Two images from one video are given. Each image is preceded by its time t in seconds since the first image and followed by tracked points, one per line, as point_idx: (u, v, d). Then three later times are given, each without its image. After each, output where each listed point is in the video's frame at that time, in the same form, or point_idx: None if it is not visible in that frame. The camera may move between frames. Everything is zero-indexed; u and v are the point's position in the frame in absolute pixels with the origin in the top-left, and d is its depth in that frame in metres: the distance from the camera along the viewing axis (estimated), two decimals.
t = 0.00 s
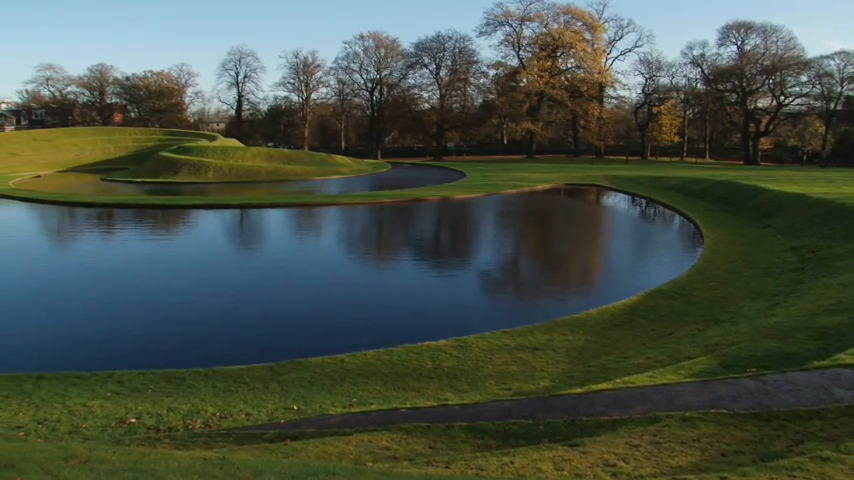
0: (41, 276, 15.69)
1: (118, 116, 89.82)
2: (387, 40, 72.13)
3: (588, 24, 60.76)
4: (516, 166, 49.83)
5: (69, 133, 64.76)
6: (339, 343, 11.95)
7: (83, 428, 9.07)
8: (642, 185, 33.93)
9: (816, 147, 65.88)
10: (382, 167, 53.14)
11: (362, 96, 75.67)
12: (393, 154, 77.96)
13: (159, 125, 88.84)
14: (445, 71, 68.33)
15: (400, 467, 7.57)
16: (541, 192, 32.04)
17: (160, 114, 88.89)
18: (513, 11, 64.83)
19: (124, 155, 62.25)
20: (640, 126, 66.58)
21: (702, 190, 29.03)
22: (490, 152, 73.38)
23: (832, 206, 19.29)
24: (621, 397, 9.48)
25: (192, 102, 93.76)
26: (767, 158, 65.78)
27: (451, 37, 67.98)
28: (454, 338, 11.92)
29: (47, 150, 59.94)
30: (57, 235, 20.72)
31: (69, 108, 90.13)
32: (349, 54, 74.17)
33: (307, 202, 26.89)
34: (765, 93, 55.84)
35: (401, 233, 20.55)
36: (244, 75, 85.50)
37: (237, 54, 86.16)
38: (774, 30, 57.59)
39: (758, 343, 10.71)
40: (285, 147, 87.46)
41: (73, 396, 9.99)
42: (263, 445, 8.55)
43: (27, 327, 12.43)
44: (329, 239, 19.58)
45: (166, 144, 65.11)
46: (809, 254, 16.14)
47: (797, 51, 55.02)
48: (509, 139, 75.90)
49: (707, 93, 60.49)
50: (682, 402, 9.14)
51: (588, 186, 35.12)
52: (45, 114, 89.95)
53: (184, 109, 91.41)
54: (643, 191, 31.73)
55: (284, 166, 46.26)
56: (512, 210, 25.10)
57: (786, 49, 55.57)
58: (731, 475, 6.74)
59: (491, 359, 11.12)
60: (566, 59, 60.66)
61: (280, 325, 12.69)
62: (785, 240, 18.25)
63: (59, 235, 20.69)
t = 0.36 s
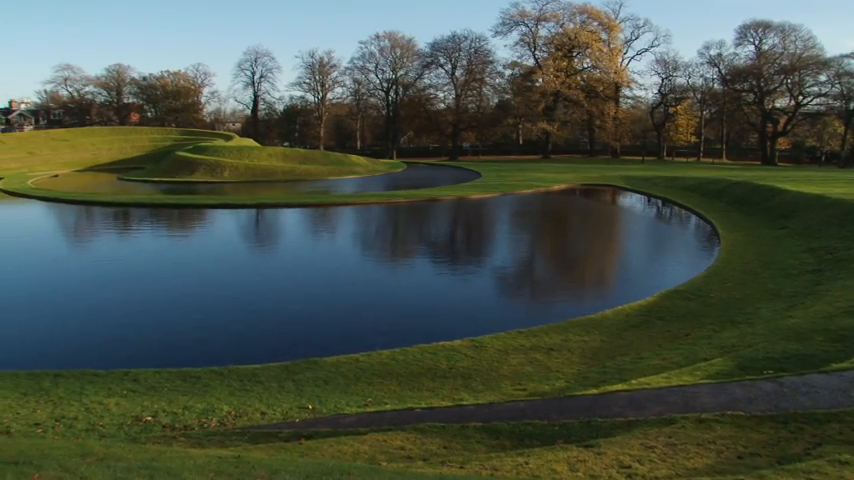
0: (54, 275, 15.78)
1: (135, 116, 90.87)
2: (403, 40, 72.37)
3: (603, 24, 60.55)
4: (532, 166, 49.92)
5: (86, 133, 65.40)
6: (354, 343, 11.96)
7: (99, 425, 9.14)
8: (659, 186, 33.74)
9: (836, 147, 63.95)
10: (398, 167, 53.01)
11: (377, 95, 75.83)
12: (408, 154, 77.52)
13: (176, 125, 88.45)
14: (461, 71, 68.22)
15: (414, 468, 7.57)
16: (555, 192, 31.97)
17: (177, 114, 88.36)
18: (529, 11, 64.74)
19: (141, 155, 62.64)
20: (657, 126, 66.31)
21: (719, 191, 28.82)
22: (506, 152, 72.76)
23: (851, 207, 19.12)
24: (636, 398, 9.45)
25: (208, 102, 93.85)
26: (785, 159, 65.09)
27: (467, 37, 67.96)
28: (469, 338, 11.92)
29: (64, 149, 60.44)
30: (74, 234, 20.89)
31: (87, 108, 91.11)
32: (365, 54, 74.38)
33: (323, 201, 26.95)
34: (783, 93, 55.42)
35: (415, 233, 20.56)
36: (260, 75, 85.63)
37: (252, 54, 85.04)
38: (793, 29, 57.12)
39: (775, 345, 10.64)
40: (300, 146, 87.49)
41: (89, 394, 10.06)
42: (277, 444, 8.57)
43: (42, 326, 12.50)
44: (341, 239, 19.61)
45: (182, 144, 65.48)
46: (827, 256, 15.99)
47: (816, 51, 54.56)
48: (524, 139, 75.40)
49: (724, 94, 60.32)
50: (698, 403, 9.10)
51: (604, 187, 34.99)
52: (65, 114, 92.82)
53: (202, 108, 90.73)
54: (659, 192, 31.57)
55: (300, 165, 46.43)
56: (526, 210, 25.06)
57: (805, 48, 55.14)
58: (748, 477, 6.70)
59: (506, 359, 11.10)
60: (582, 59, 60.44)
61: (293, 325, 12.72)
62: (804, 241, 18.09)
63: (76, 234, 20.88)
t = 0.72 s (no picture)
0: (64, 275, 15.79)
1: (152, 116, 90.95)
2: (418, 40, 72.29)
3: (620, 24, 60.25)
4: (547, 166, 49.89)
5: (104, 132, 65.94)
6: (369, 343, 11.97)
7: (115, 423, 9.19)
8: (675, 186, 33.55)
9: None
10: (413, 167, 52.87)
11: (393, 95, 75.52)
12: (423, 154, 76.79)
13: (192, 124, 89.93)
14: (476, 71, 68.10)
15: (429, 468, 7.57)
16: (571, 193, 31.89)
17: (193, 113, 89.80)
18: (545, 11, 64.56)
19: (158, 154, 63.04)
20: (673, 126, 65.77)
21: (737, 192, 28.62)
22: (521, 152, 72.09)
23: None
24: (652, 399, 9.41)
25: (224, 101, 93.79)
26: (803, 159, 64.32)
27: (483, 37, 67.81)
28: (484, 338, 11.91)
29: (81, 148, 60.89)
30: (90, 232, 21.05)
31: (103, 108, 91.02)
32: (380, 54, 74.39)
33: (338, 201, 26.99)
34: (801, 93, 54.95)
35: (430, 233, 20.55)
36: (276, 76, 85.85)
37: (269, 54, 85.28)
38: (812, 28, 56.51)
39: (792, 347, 10.57)
40: (315, 146, 87.68)
41: (106, 392, 10.11)
42: (292, 443, 8.59)
43: (54, 326, 12.51)
44: (353, 239, 19.62)
45: (198, 143, 65.72)
46: (846, 257, 15.85)
47: (836, 49, 53.92)
48: (540, 139, 74.99)
49: (741, 94, 60.00)
50: (714, 405, 9.05)
51: (620, 187, 34.85)
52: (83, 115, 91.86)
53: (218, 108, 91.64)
54: (676, 193, 31.41)
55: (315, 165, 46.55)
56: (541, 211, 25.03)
57: (824, 48, 54.53)
58: None
59: (521, 360, 11.08)
60: (598, 59, 60.20)
61: (306, 324, 12.74)
62: (822, 242, 17.94)
63: (92, 232, 21.05)
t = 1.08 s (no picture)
0: (77, 275, 15.85)
1: (168, 116, 92.43)
2: (435, 40, 72.42)
3: (637, 23, 60.05)
4: (563, 166, 49.87)
5: (122, 132, 66.45)
6: (384, 343, 11.97)
7: (132, 421, 9.25)
8: (693, 187, 33.36)
9: None
10: (429, 167, 52.82)
11: (409, 95, 76.03)
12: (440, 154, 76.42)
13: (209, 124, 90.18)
14: (493, 71, 67.78)
15: (444, 468, 7.56)
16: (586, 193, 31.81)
17: (210, 113, 90.13)
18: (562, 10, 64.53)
19: (175, 153, 63.41)
20: (690, 127, 65.41)
21: (755, 192, 28.40)
22: (537, 152, 72.31)
23: None
24: (668, 401, 9.36)
25: (241, 101, 94.53)
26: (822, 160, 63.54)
27: (499, 36, 67.41)
28: (500, 338, 11.90)
29: (99, 147, 61.25)
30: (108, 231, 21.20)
31: (122, 108, 91.86)
32: (396, 54, 74.51)
33: (355, 201, 27.05)
34: (821, 92, 54.37)
35: (444, 233, 20.56)
36: (293, 75, 86.38)
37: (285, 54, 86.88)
38: (833, 27, 55.73)
39: (809, 349, 10.50)
40: (332, 146, 87.89)
41: (123, 390, 10.17)
42: (308, 443, 8.60)
43: (69, 324, 12.57)
44: (365, 238, 19.64)
45: (215, 144, 65.79)
46: None
47: None
48: (556, 139, 74.77)
49: (759, 94, 59.87)
50: (731, 407, 9.00)
51: (637, 188, 34.72)
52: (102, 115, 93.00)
53: (235, 108, 92.00)
54: (694, 193, 31.24)
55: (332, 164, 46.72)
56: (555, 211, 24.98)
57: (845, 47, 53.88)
58: None
59: (537, 360, 11.06)
60: (615, 59, 60.00)
61: (321, 324, 12.76)
62: (841, 244, 17.79)
63: (110, 231, 21.22)
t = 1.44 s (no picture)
0: (94, 274, 15.93)
1: (188, 116, 92.19)
2: (454, 40, 72.22)
3: (657, 23, 59.63)
4: (582, 167, 49.85)
5: (142, 132, 67.00)
6: (402, 343, 11.96)
7: (151, 419, 9.30)
8: (713, 187, 33.10)
9: None
10: (448, 167, 52.62)
11: (428, 96, 75.55)
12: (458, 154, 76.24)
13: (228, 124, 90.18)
14: (511, 71, 67.58)
15: (461, 468, 7.55)
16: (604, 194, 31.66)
17: (229, 113, 90.29)
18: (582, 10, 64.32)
19: (195, 153, 63.66)
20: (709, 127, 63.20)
21: (776, 194, 28.14)
22: (556, 152, 72.24)
23: None
24: (687, 403, 9.30)
25: (260, 101, 95.53)
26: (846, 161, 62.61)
27: (518, 36, 67.24)
28: (518, 339, 11.88)
29: (119, 148, 61.19)
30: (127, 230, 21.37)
31: (142, 108, 93.06)
32: (415, 53, 74.34)
33: (374, 201, 27.07)
34: (844, 92, 53.49)
35: (460, 233, 20.56)
36: (312, 75, 86.85)
37: (304, 54, 87.65)
38: None
39: (831, 352, 10.40)
40: (351, 146, 88.16)
41: (142, 388, 10.23)
42: (325, 442, 8.62)
43: (88, 323, 12.65)
44: (380, 238, 19.69)
45: (234, 143, 66.41)
46: None
47: None
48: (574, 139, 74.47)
49: (780, 94, 59.47)
50: (750, 409, 8.92)
51: (656, 188, 34.52)
52: (122, 114, 94.32)
53: (254, 108, 92.49)
54: (713, 194, 30.99)
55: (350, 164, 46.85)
56: (570, 211, 24.93)
57: None
58: None
59: (555, 361, 11.03)
60: (634, 59, 59.84)
61: (338, 323, 12.79)
62: None
63: (129, 230, 21.38)
